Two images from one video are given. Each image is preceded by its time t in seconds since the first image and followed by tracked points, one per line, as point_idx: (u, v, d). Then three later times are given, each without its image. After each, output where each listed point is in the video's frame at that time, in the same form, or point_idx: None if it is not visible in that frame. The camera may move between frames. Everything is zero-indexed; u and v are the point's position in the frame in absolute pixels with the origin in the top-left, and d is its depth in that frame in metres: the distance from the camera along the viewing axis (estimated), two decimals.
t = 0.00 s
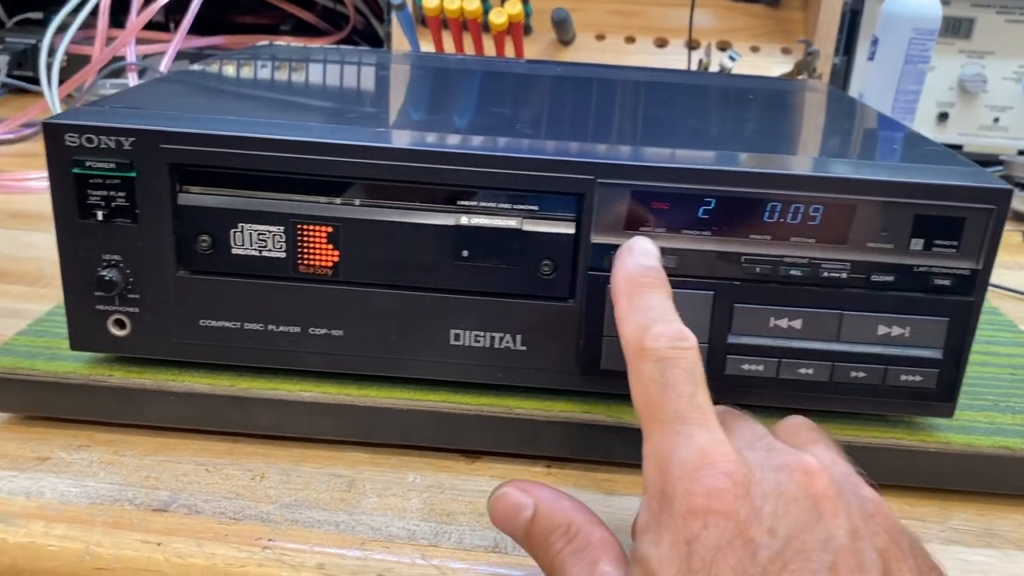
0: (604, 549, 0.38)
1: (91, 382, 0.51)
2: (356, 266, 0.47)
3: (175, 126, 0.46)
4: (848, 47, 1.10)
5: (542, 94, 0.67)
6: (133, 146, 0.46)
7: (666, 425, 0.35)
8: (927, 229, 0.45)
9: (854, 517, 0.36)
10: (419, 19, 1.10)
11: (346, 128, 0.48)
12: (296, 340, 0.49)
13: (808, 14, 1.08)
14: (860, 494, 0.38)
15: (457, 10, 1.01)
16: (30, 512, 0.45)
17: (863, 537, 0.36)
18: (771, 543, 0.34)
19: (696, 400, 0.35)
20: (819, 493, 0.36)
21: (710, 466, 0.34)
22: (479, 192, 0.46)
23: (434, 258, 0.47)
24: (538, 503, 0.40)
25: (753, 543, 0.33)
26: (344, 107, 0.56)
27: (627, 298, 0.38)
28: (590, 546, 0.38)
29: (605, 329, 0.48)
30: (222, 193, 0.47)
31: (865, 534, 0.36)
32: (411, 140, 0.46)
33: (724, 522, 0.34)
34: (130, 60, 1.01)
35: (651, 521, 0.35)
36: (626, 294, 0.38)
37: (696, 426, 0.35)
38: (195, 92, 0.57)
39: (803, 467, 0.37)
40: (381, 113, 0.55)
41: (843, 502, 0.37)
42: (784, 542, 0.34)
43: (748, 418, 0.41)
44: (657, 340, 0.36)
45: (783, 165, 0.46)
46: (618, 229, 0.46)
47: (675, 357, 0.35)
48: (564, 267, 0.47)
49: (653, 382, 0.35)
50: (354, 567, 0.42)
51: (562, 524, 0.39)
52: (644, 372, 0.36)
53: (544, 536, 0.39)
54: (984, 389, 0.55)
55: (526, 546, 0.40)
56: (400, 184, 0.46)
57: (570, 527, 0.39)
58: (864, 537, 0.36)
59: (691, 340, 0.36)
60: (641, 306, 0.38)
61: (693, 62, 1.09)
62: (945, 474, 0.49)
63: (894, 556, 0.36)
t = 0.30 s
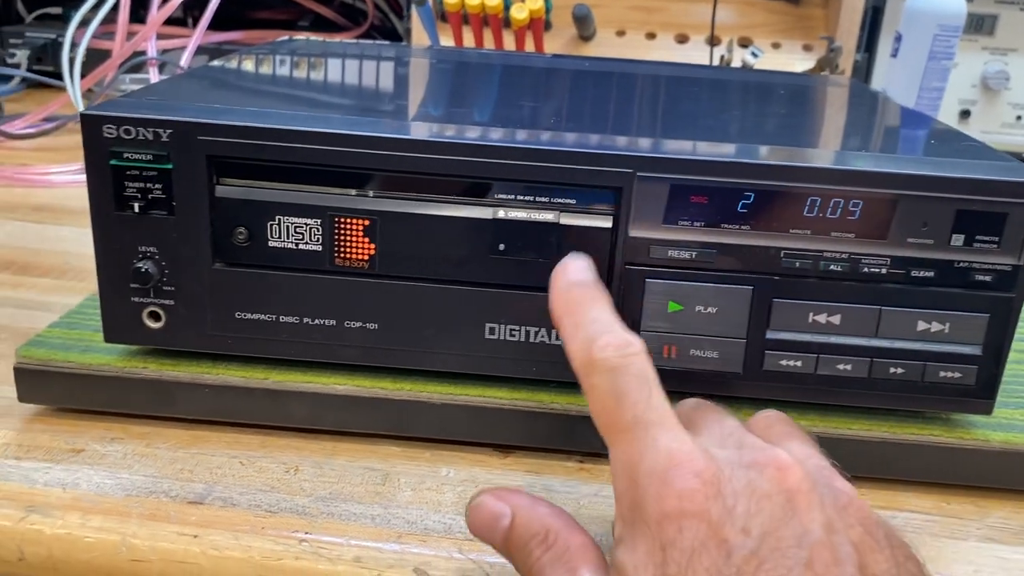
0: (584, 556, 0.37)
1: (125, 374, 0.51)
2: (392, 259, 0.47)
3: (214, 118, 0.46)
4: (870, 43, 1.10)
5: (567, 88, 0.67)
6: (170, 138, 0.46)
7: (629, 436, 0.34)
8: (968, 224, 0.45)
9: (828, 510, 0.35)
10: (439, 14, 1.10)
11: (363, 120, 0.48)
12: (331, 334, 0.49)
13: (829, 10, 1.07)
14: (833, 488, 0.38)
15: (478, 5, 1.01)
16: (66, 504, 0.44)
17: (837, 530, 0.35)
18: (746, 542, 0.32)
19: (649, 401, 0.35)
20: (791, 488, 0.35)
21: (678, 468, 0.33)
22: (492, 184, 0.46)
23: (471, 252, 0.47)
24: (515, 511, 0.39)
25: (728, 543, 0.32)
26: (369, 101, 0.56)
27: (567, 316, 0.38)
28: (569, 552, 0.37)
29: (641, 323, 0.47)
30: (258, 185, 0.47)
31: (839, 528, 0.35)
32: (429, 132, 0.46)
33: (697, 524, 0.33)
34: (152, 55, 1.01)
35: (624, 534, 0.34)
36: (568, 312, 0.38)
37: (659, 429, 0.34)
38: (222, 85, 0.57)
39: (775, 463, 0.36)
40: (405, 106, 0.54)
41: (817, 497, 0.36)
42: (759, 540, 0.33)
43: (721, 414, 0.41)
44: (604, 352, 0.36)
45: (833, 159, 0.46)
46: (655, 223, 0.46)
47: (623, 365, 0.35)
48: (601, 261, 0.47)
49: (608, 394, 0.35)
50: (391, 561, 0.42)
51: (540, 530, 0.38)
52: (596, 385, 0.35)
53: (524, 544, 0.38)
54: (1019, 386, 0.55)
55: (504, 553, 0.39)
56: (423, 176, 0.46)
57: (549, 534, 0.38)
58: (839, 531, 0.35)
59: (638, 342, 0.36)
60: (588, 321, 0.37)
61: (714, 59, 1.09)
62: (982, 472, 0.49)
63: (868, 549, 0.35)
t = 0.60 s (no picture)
0: None
1: (143, 367, 0.50)
2: (414, 252, 0.47)
3: (235, 108, 0.46)
4: (888, 39, 1.09)
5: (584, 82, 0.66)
6: (190, 127, 0.45)
7: (651, 464, 0.36)
8: (1001, 218, 0.44)
9: (851, 538, 0.34)
10: (454, 9, 1.09)
11: (381, 112, 0.48)
12: (351, 327, 0.48)
13: (847, 6, 1.07)
14: (856, 515, 0.35)
15: None
16: (83, 497, 0.44)
17: (858, 557, 0.33)
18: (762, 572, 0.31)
19: (673, 438, 0.37)
20: (810, 519, 0.34)
21: (692, 498, 0.34)
22: (504, 175, 0.45)
23: (493, 244, 0.46)
24: (528, 547, 0.38)
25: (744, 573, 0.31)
26: (383, 95, 0.55)
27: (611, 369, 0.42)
28: None
29: (666, 318, 0.47)
30: (279, 176, 0.46)
31: (862, 555, 0.33)
32: (443, 123, 0.46)
33: (712, 556, 0.32)
34: (166, 48, 1.01)
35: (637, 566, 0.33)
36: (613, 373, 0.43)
37: (678, 460, 0.36)
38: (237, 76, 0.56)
39: (792, 492, 0.35)
40: (420, 100, 0.54)
41: (837, 526, 0.34)
42: (776, 571, 0.31)
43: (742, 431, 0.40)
44: (636, 396, 0.40)
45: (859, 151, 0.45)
46: (682, 216, 0.45)
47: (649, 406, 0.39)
48: (625, 254, 0.46)
49: (635, 432, 0.38)
50: (412, 557, 0.41)
51: (555, 567, 0.37)
52: (629, 425, 0.39)
53: None
54: None
55: None
56: (438, 167, 0.45)
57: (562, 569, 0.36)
58: (863, 559, 0.33)
59: (664, 391, 0.40)
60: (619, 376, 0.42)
61: (730, 54, 1.08)
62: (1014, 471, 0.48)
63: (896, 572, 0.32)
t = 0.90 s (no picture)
0: (568, 531, 0.38)
1: (166, 370, 0.50)
2: (441, 255, 0.47)
3: (262, 109, 0.45)
4: (907, 39, 1.08)
5: (601, 81, 0.65)
6: (216, 129, 0.45)
7: (608, 403, 0.36)
8: None
9: (807, 462, 0.36)
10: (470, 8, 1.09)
11: (393, 111, 0.47)
12: (377, 330, 0.48)
13: (866, 6, 1.06)
14: (815, 441, 0.38)
15: None
16: (107, 502, 0.43)
17: (814, 482, 0.35)
18: (719, 503, 0.33)
19: (634, 366, 0.36)
20: (768, 443, 0.36)
21: (653, 435, 0.34)
22: (515, 175, 0.45)
23: (521, 248, 0.46)
24: (499, 493, 0.40)
25: (701, 507, 0.33)
26: (398, 94, 0.54)
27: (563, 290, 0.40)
28: (553, 530, 0.38)
29: (697, 323, 0.47)
30: (306, 179, 0.46)
31: (819, 478, 0.36)
32: (458, 123, 0.45)
33: (671, 491, 0.33)
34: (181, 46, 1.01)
35: (601, 501, 0.35)
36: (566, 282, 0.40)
37: (638, 396, 0.36)
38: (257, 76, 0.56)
39: (751, 419, 0.37)
40: (435, 99, 0.53)
41: (794, 451, 0.36)
42: (733, 500, 0.33)
43: (706, 387, 0.42)
44: (591, 321, 0.37)
45: (877, 153, 0.45)
46: (714, 220, 0.45)
47: (609, 333, 0.37)
48: (655, 258, 0.46)
49: (591, 363, 0.37)
50: (440, 564, 0.41)
51: (526, 511, 0.39)
52: (583, 355, 0.37)
53: (510, 523, 0.39)
54: None
55: (494, 536, 0.40)
56: (456, 168, 0.45)
57: (533, 514, 0.39)
58: (820, 482, 0.35)
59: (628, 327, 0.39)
60: (578, 291, 0.39)
61: (748, 53, 1.07)
62: None
63: (851, 496, 0.36)
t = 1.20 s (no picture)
0: (568, 508, 0.39)
1: (182, 370, 0.50)
2: (459, 255, 0.47)
3: (280, 108, 0.45)
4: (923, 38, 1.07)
5: (614, 80, 0.64)
6: (235, 128, 0.45)
7: (607, 382, 0.36)
8: None
9: (803, 440, 0.35)
10: (483, 6, 1.09)
11: (405, 110, 0.47)
12: (394, 331, 0.48)
13: (881, 4, 1.06)
14: (809, 420, 0.38)
15: None
16: (124, 502, 0.43)
17: (810, 459, 0.35)
18: (714, 479, 0.33)
19: (632, 346, 0.37)
20: (764, 420, 0.35)
21: (650, 411, 0.34)
22: (529, 175, 0.45)
23: (541, 249, 0.46)
24: (499, 472, 0.40)
25: (696, 483, 0.33)
26: (409, 92, 0.53)
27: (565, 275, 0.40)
28: (554, 508, 0.39)
29: (718, 325, 0.46)
30: (324, 178, 0.46)
31: (814, 455, 0.35)
32: (469, 122, 0.45)
33: (666, 466, 0.33)
34: (194, 44, 1.01)
35: (598, 478, 0.35)
36: (567, 272, 0.40)
37: (636, 375, 0.36)
38: (273, 75, 0.55)
39: (749, 396, 0.36)
40: (446, 97, 0.52)
41: (790, 428, 0.36)
42: (728, 476, 0.33)
43: (708, 374, 0.42)
44: (591, 303, 0.38)
45: (896, 153, 0.44)
46: (737, 221, 0.45)
47: (608, 316, 0.37)
48: (677, 260, 0.46)
49: (591, 345, 0.37)
50: (459, 567, 0.40)
51: (525, 489, 0.39)
52: (584, 337, 0.37)
53: (510, 503, 0.39)
54: None
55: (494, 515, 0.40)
56: (467, 167, 0.45)
57: (534, 492, 0.39)
58: (814, 459, 0.35)
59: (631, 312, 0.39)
60: (579, 276, 0.39)
61: (762, 52, 1.06)
62: None
63: (845, 474, 0.35)
